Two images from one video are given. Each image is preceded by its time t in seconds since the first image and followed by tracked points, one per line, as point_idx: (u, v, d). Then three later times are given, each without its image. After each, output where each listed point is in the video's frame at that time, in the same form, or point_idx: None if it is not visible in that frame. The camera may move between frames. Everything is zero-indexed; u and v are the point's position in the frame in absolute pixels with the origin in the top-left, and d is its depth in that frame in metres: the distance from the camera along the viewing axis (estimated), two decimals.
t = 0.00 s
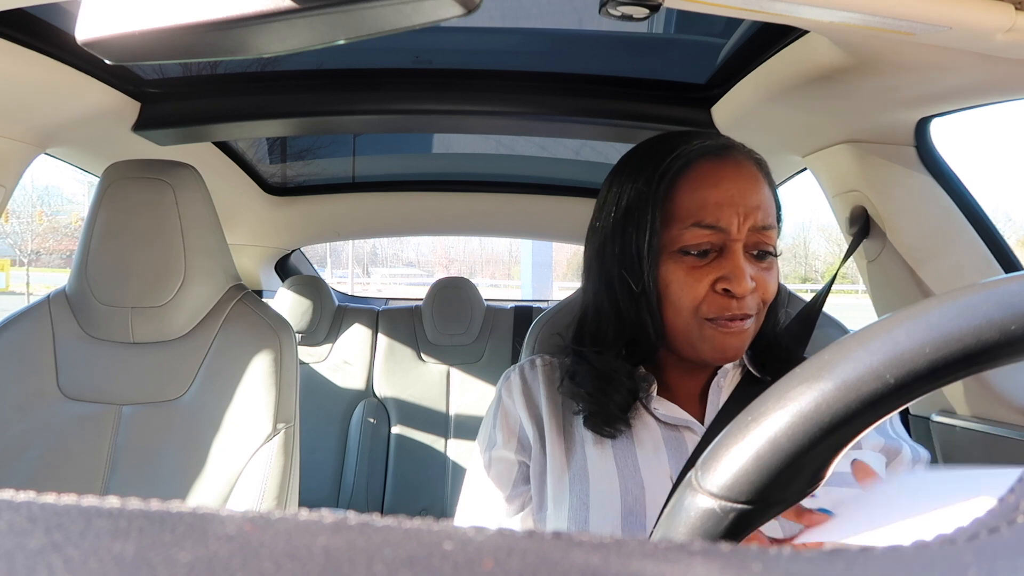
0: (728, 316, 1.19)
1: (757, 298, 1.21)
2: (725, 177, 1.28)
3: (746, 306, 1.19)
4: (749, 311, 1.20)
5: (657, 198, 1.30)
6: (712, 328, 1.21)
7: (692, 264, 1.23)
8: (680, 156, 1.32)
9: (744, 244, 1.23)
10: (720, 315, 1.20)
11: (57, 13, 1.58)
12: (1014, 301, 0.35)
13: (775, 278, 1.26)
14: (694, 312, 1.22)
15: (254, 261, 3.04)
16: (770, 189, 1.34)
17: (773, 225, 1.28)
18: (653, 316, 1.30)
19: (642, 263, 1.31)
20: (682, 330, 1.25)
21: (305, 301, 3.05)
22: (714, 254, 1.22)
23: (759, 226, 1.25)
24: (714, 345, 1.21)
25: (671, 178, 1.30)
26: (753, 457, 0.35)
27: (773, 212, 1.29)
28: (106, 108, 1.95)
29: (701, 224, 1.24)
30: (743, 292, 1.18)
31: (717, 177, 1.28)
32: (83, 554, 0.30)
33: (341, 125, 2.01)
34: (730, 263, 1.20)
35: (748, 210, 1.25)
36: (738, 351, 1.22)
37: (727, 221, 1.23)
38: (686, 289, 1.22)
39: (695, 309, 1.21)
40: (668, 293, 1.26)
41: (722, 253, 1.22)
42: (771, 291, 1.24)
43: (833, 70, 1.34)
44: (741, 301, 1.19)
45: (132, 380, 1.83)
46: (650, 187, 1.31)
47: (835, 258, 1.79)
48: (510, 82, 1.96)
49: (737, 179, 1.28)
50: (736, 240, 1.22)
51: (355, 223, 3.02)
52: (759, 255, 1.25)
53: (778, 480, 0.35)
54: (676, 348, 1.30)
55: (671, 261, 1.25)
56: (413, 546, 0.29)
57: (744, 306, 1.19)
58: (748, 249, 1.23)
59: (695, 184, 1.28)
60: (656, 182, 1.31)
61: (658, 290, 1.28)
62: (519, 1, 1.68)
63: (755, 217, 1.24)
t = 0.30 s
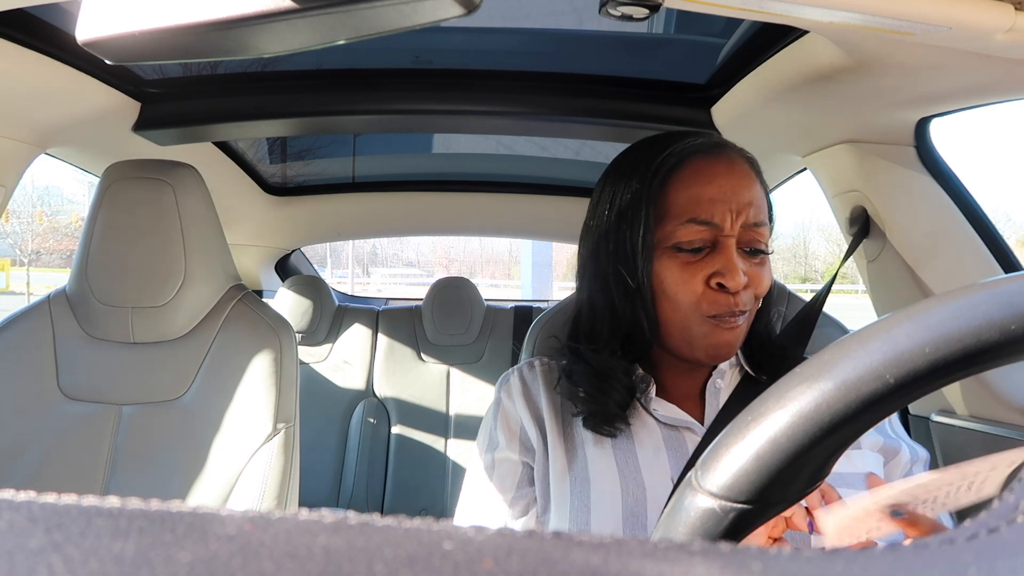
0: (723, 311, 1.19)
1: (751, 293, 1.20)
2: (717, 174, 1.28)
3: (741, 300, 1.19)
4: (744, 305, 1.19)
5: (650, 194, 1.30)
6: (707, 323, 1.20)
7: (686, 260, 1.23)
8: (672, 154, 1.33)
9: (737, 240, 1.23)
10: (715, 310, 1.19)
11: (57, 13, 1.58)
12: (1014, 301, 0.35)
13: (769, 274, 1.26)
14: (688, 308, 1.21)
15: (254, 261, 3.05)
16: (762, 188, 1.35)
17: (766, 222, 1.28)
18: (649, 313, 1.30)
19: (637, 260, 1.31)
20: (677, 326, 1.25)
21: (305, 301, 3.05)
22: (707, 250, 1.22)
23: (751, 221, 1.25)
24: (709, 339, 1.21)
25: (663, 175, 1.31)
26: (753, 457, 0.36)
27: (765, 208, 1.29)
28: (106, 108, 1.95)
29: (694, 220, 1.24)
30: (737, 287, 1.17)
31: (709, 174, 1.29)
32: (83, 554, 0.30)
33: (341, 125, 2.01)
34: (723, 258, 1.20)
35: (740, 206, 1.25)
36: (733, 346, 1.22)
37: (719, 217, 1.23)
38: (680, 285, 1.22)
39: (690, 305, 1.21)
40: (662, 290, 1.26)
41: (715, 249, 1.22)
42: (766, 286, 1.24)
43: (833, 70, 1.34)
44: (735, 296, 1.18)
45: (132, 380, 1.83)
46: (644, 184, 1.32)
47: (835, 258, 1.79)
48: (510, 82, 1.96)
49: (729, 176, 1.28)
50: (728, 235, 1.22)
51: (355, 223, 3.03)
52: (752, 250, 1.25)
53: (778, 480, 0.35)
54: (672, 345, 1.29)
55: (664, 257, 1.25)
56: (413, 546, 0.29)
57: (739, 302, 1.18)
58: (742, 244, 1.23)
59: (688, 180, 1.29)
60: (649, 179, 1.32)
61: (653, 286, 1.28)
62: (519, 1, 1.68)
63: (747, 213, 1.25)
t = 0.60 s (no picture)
0: (714, 311, 1.17)
1: (744, 295, 1.19)
2: (715, 175, 1.28)
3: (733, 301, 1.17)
4: (737, 306, 1.18)
5: (648, 192, 1.31)
6: (697, 323, 1.19)
7: (679, 258, 1.22)
8: (671, 153, 1.33)
9: (732, 241, 1.22)
10: (705, 309, 1.18)
11: (58, 13, 1.58)
12: (1014, 301, 0.35)
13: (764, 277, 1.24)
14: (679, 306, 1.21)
15: (254, 261, 3.05)
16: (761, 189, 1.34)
17: (763, 224, 1.27)
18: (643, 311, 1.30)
19: (633, 257, 1.31)
20: (669, 324, 1.24)
21: (305, 301, 3.05)
22: (700, 249, 1.22)
23: (746, 222, 1.24)
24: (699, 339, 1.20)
25: (662, 173, 1.31)
26: (753, 457, 0.36)
27: (762, 211, 1.28)
28: (107, 108, 1.95)
29: (689, 219, 1.24)
30: (728, 289, 1.16)
31: (706, 174, 1.29)
32: (84, 553, 0.30)
33: (341, 125, 2.01)
34: (715, 258, 1.19)
35: (736, 207, 1.24)
36: (723, 347, 1.21)
37: (714, 217, 1.23)
38: (672, 283, 1.21)
39: (682, 303, 1.20)
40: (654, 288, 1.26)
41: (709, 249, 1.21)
42: (759, 289, 1.22)
43: (833, 70, 1.34)
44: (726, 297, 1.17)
45: (132, 380, 1.83)
46: (644, 182, 1.32)
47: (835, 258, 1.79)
48: (510, 82, 1.96)
49: (727, 176, 1.28)
50: (723, 236, 1.22)
51: (355, 223, 3.03)
52: (747, 252, 1.23)
53: (779, 480, 0.35)
54: (664, 344, 1.28)
55: (658, 255, 1.25)
56: (413, 546, 0.29)
57: (730, 302, 1.17)
58: (735, 245, 1.22)
59: (685, 180, 1.29)
60: (648, 178, 1.32)
61: (647, 284, 1.27)
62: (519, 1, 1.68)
63: (742, 214, 1.24)
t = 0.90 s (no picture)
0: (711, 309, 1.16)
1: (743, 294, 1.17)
2: (719, 172, 1.27)
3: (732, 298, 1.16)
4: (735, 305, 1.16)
5: (651, 189, 1.31)
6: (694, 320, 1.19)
7: (678, 255, 1.22)
8: (676, 151, 1.33)
9: (733, 240, 1.19)
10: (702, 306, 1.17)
11: (58, 12, 1.58)
12: (1013, 301, 0.35)
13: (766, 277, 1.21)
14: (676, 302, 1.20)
15: (254, 261, 3.05)
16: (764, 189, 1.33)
17: (767, 223, 1.24)
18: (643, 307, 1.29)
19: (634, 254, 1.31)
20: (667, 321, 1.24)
21: (305, 301, 3.05)
22: (700, 245, 1.20)
23: (750, 220, 1.20)
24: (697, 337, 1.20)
25: (665, 171, 1.31)
26: (753, 457, 0.36)
27: (767, 210, 1.26)
28: (107, 108, 1.95)
29: (689, 215, 1.22)
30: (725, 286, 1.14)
31: (710, 171, 1.28)
32: (85, 553, 0.30)
33: (342, 125, 2.02)
34: (715, 255, 1.17)
35: (738, 203, 1.22)
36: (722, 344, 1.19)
37: (715, 214, 1.21)
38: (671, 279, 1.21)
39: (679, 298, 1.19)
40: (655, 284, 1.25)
41: (709, 246, 1.19)
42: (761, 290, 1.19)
43: (833, 70, 1.34)
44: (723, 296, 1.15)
45: (132, 380, 1.83)
46: (648, 181, 1.33)
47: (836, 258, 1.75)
48: (510, 82, 1.96)
49: (730, 174, 1.26)
50: (724, 233, 1.19)
51: (356, 223, 3.03)
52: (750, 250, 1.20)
53: (778, 479, 0.35)
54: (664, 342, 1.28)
55: (658, 250, 1.25)
56: (413, 546, 0.29)
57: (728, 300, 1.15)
58: (737, 242, 1.19)
59: (689, 176, 1.28)
60: (653, 175, 1.33)
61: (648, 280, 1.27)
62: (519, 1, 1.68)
63: (746, 211, 1.21)
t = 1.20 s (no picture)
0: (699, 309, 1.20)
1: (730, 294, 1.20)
2: (707, 173, 1.28)
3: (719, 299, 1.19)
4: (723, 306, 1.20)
5: (637, 191, 1.31)
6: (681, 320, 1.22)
7: (666, 257, 1.24)
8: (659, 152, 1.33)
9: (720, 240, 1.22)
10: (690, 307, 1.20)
11: (58, 12, 1.58)
12: (1013, 301, 0.35)
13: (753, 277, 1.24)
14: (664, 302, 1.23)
15: (254, 261, 3.05)
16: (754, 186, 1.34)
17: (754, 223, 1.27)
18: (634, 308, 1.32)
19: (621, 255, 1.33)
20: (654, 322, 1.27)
21: (305, 301, 3.05)
22: (687, 247, 1.23)
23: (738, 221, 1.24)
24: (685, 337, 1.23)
25: (651, 172, 1.31)
26: (753, 456, 0.36)
27: (754, 210, 1.29)
28: (106, 108, 1.95)
29: (676, 217, 1.24)
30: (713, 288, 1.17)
31: (698, 171, 1.28)
32: (84, 553, 0.30)
33: (341, 125, 2.01)
34: (703, 257, 1.20)
35: (727, 205, 1.24)
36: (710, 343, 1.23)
37: (702, 216, 1.23)
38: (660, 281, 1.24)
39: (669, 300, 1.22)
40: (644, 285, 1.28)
41: (696, 248, 1.22)
42: (747, 291, 1.23)
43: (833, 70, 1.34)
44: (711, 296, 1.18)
45: (132, 380, 1.83)
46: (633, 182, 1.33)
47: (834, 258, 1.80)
48: (510, 82, 1.96)
49: (718, 174, 1.28)
50: (711, 234, 1.22)
51: (355, 223, 3.04)
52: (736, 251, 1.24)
53: (778, 480, 0.35)
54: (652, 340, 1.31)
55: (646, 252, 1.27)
56: (413, 546, 0.29)
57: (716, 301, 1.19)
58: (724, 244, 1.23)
59: (675, 178, 1.28)
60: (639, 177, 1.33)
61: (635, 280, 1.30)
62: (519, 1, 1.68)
63: (735, 213, 1.24)
